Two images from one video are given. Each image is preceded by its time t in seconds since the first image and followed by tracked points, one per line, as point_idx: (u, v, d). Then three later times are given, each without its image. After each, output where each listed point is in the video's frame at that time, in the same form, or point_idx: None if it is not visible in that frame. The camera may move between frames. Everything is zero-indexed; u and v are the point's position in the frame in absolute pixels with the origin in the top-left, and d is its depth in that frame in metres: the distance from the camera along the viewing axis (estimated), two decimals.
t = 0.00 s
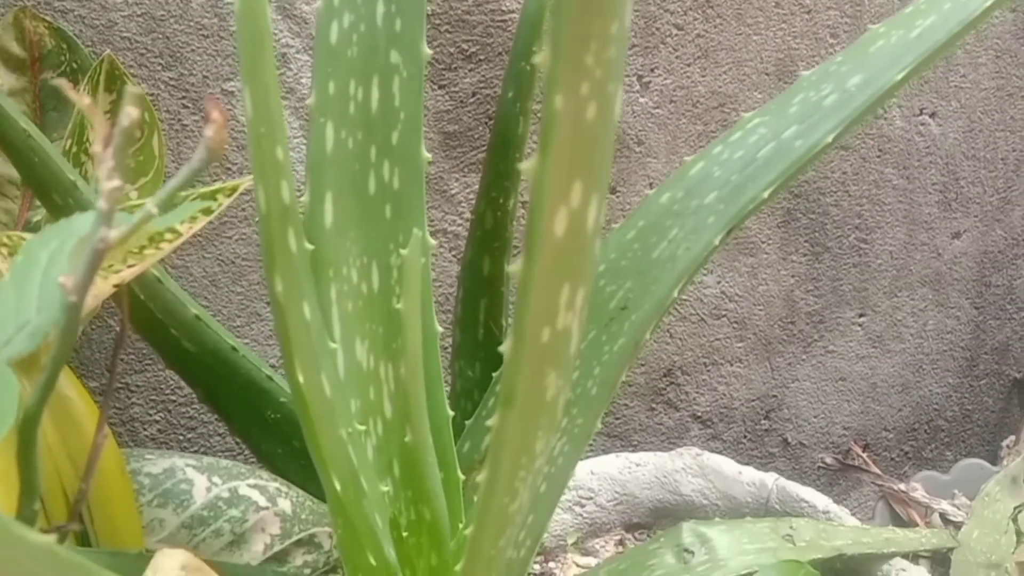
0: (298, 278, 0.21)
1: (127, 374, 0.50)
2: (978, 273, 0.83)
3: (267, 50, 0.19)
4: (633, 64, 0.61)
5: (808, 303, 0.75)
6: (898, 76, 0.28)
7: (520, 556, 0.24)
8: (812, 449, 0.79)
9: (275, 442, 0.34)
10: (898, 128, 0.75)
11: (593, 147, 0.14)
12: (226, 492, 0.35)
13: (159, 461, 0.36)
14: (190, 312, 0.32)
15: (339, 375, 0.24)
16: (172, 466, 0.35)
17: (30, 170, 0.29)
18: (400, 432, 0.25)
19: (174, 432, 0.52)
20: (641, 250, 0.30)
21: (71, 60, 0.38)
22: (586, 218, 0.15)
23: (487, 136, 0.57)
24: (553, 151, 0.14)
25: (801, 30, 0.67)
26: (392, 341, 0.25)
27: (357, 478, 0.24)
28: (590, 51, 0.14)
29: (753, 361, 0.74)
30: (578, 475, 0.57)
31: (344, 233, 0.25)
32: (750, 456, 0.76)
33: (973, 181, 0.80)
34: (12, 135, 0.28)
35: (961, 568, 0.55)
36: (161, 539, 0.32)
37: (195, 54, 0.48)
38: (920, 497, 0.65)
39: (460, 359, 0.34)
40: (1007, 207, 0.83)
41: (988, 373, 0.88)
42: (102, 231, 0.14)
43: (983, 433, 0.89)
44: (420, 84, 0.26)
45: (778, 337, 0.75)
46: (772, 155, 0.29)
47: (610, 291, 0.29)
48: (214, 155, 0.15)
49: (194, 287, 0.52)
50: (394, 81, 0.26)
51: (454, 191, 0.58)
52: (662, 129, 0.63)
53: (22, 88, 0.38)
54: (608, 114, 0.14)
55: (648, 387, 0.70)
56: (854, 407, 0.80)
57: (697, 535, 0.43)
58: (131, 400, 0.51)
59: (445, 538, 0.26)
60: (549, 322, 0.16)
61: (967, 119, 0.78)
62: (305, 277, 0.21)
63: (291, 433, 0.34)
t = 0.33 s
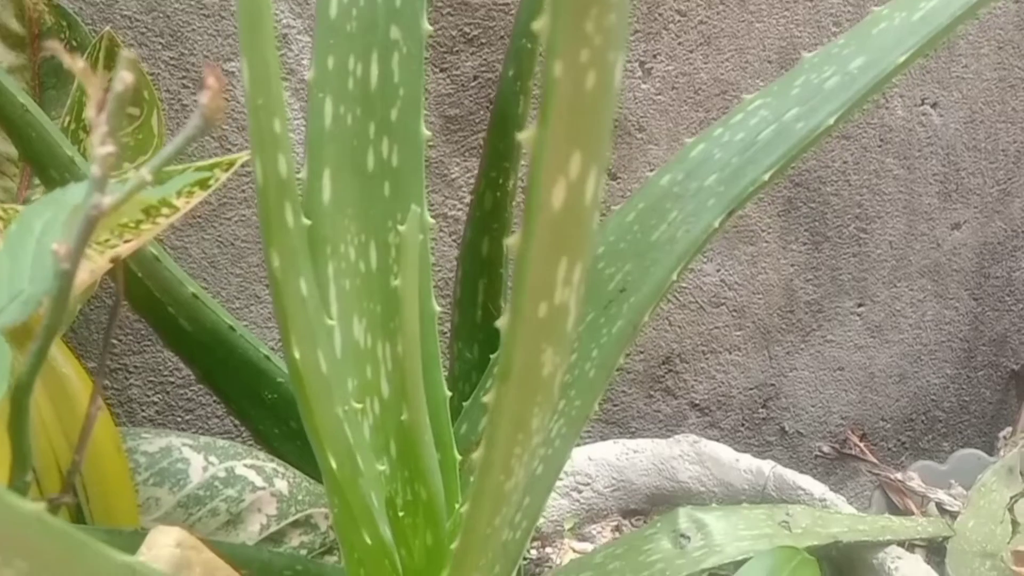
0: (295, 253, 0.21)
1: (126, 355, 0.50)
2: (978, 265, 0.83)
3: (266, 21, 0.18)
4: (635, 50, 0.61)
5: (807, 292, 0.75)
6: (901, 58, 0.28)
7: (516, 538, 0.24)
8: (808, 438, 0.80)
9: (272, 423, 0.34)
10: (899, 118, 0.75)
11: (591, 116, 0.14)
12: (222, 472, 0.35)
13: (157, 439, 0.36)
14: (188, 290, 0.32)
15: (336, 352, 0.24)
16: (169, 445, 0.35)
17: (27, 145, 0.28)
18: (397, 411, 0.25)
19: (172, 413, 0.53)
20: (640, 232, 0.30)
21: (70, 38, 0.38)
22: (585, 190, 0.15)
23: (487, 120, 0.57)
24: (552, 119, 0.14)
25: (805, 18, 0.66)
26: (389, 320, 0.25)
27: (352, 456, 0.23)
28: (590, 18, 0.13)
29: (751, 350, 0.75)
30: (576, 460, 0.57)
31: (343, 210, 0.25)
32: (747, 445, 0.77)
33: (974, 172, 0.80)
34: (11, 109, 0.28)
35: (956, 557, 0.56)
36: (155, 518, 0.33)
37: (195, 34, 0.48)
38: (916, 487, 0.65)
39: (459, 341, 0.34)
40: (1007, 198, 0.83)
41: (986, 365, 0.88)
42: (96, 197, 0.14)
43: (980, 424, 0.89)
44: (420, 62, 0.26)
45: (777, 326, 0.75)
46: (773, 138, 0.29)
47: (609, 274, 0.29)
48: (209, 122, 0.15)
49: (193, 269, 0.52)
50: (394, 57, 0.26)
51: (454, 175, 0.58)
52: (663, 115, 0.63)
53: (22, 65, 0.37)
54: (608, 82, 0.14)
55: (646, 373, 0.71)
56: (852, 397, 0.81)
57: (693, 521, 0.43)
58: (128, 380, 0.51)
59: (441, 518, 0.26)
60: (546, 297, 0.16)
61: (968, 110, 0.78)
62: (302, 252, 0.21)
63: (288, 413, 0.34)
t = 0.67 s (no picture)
0: (293, 228, 0.20)
1: (126, 339, 0.50)
2: (984, 257, 0.82)
3: None
4: (640, 36, 0.61)
5: (812, 283, 0.75)
6: (910, 40, 0.28)
7: (516, 522, 0.24)
8: (812, 430, 0.80)
9: (271, 406, 0.33)
10: (907, 107, 0.74)
11: (594, 86, 0.14)
12: (219, 455, 0.35)
13: (155, 421, 0.35)
14: (187, 270, 0.32)
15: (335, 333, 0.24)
16: (166, 427, 0.35)
17: (26, 121, 0.28)
18: (395, 393, 0.25)
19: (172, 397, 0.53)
20: (644, 215, 0.29)
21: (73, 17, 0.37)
22: (588, 163, 0.14)
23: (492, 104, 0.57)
24: (555, 89, 0.14)
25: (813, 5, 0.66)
26: (389, 301, 0.25)
27: (350, 437, 0.23)
28: None
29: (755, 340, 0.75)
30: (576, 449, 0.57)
31: (343, 188, 0.25)
32: (749, 435, 0.78)
33: (981, 165, 0.79)
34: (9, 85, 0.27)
35: (957, 548, 0.56)
36: (154, 499, 0.32)
37: (198, 14, 0.47)
38: (918, 480, 0.65)
39: (460, 324, 0.33)
40: (1015, 189, 0.82)
41: (991, 358, 0.87)
42: (90, 165, 0.14)
43: (984, 418, 0.89)
44: (422, 37, 0.26)
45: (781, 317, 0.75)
46: (779, 120, 0.29)
47: (612, 257, 0.29)
48: (206, 90, 0.14)
49: (195, 251, 0.52)
50: (396, 33, 0.26)
51: (458, 159, 0.58)
52: (670, 102, 0.63)
53: (24, 44, 0.37)
54: (612, 50, 0.14)
55: (649, 363, 0.72)
56: (855, 388, 0.81)
57: (695, 510, 0.42)
58: (128, 363, 0.51)
59: (440, 502, 0.26)
60: (548, 273, 0.16)
61: (977, 100, 0.77)
62: (301, 227, 0.21)
63: (288, 397, 0.33)
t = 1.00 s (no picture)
0: (290, 202, 0.20)
1: (122, 318, 0.50)
2: (981, 246, 0.82)
3: None
4: (642, 19, 0.61)
5: (810, 270, 0.75)
6: (911, 22, 0.28)
7: (512, 504, 0.24)
8: (807, 417, 0.81)
9: (268, 384, 0.33)
10: (907, 95, 0.74)
11: (593, 57, 0.14)
12: (216, 433, 0.35)
13: (150, 398, 0.35)
14: (183, 248, 0.32)
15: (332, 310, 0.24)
16: (163, 404, 0.35)
17: (22, 95, 0.28)
18: (392, 371, 0.25)
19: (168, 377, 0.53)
20: (642, 196, 0.29)
21: None
22: (586, 134, 0.14)
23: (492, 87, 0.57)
24: (554, 59, 0.13)
25: None
26: (386, 279, 0.25)
27: (347, 414, 0.23)
28: None
29: (752, 327, 0.75)
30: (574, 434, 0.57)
31: (341, 163, 0.25)
32: (745, 422, 0.78)
33: (980, 153, 0.79)
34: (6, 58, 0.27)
35: (952, 535, 0.56)
36: (149, 476, 0.32)
37: None
38: (914, 467, 0.65)
39: (457, 305, 0.33)
40: (1013, 179, 0.82)
41: (987, 347, 0.87)
42: (83, 131, 0.14)
43: (978, 406, 0.89)
44: (421, 13, 0.26)
45: (779, 303, 0.75)
46: (779, 101, 0.29)
47: (610, 239, 0.29)
48: (202, 57, 0.14)
49: (192, 230, 0.52)
50: (396, 8, 0.25)
51: (457, 142, 0.57)
52: (670, 87, 0.63)
53: (20, 20, 0.37)
54: (612, 18, 0.13)
55: (646, 349, 0.72)
56: (852, 376, 0.81)
57: (690, 493, 0.43)
58: (125, 342, 0.51)
59: (437, 480, 0.26)
60: (546, 247, 0.16)
61: (976, 90, 0.77)
62: (298, 202, 0.21)
63: (285, 375, 0.33)
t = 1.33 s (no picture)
0: (287, 177, 0.20)
1: (119, 296, 0.51)
2: (978, 235, 0.82)
3: None
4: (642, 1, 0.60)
5: (807, 257, 0.75)
6: (914, 4, 0.28)
7: (508, 484, 0.24)
8: (803, 404, 0.81)
9: (263, 362, 0.33)
10: (906, 82, 0.73)
11: (594, 27, 0.13)
12: (212, 410, 0.35)
13: (146, 374, 0.35)
14: (180, 223, 0.32)
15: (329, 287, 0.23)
16: (159, 381, 0.35)
17: (18, 67, 0.28)
18: (388, 349, 0.25)
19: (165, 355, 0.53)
20: (641, 176, 0.29)
21: None
22: (586, 106, 0.14)
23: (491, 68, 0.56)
24: (554, 29, 0.13)
25: None
26: (384, 256, 0.25)
27: (344, 391, 0.23)
28: None
29: (748, 312, 0.75)
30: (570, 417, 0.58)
31: (339, 137, 0.25)
32: (741, 407, 0.78)
33: (979, 141, 0.79)
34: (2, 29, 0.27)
35: (945, 522, 0.56)
36: (145, 454, 0.32)
37: None
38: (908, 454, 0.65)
39: (455, 285, 0.33)
40: (1011, 168, 0.82)
41: (982, 336, 0.87)
42: (78, 95, 0.13)
43: (973, 395, 0.89)
44: None
45: (776, 289, 0.76)
46: (781, 82, 0.28)
47: (608, 219, 0.29)
48: (198, 24, 0.14)
49: (189, 208, 0.52)
50: None
51: (456, 123, 0.57)
52: (669, 70, 0.62)
53: None
54: None
55: (643, 334, 0.72)
56: (848, 363, 0.81)
57: (685, 477, 0.43)
58: (122, 320, 0.51)
59: (433, 459, 0.26)
60: (544, 222, 0.16)
61: (975, 77, 0.76)
62: (295, 176, 0.20)
63: (281, 353, 0.33)
